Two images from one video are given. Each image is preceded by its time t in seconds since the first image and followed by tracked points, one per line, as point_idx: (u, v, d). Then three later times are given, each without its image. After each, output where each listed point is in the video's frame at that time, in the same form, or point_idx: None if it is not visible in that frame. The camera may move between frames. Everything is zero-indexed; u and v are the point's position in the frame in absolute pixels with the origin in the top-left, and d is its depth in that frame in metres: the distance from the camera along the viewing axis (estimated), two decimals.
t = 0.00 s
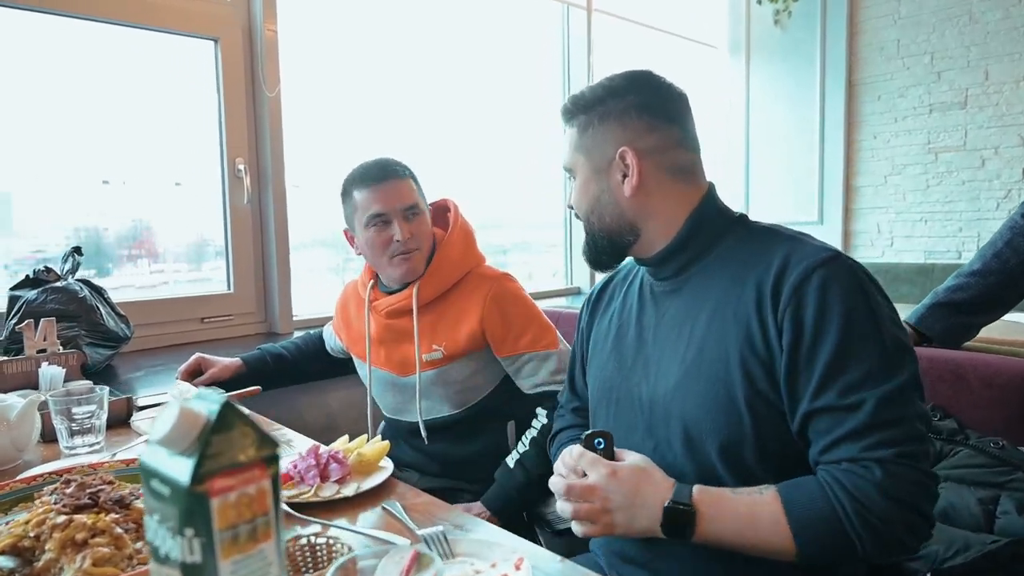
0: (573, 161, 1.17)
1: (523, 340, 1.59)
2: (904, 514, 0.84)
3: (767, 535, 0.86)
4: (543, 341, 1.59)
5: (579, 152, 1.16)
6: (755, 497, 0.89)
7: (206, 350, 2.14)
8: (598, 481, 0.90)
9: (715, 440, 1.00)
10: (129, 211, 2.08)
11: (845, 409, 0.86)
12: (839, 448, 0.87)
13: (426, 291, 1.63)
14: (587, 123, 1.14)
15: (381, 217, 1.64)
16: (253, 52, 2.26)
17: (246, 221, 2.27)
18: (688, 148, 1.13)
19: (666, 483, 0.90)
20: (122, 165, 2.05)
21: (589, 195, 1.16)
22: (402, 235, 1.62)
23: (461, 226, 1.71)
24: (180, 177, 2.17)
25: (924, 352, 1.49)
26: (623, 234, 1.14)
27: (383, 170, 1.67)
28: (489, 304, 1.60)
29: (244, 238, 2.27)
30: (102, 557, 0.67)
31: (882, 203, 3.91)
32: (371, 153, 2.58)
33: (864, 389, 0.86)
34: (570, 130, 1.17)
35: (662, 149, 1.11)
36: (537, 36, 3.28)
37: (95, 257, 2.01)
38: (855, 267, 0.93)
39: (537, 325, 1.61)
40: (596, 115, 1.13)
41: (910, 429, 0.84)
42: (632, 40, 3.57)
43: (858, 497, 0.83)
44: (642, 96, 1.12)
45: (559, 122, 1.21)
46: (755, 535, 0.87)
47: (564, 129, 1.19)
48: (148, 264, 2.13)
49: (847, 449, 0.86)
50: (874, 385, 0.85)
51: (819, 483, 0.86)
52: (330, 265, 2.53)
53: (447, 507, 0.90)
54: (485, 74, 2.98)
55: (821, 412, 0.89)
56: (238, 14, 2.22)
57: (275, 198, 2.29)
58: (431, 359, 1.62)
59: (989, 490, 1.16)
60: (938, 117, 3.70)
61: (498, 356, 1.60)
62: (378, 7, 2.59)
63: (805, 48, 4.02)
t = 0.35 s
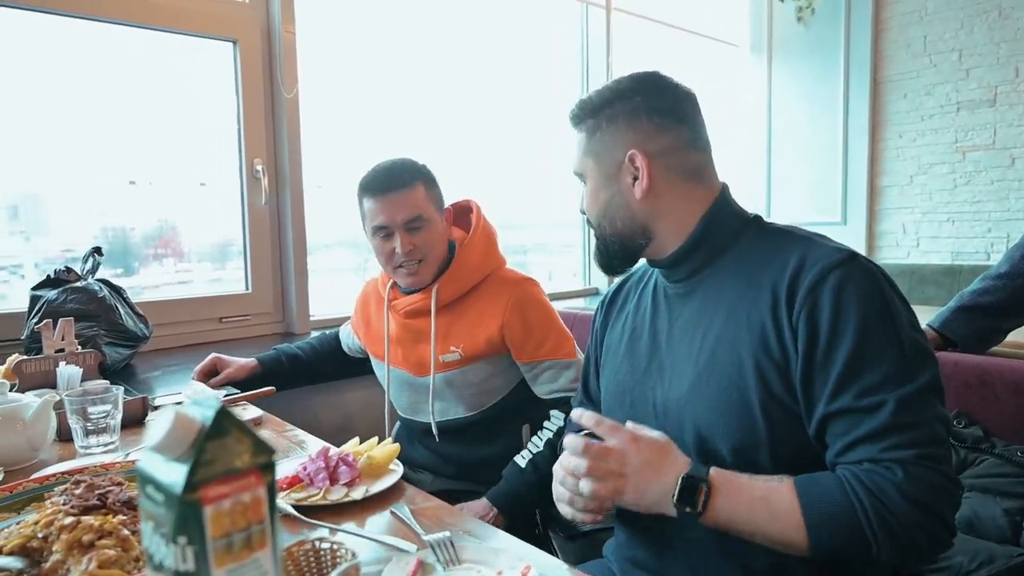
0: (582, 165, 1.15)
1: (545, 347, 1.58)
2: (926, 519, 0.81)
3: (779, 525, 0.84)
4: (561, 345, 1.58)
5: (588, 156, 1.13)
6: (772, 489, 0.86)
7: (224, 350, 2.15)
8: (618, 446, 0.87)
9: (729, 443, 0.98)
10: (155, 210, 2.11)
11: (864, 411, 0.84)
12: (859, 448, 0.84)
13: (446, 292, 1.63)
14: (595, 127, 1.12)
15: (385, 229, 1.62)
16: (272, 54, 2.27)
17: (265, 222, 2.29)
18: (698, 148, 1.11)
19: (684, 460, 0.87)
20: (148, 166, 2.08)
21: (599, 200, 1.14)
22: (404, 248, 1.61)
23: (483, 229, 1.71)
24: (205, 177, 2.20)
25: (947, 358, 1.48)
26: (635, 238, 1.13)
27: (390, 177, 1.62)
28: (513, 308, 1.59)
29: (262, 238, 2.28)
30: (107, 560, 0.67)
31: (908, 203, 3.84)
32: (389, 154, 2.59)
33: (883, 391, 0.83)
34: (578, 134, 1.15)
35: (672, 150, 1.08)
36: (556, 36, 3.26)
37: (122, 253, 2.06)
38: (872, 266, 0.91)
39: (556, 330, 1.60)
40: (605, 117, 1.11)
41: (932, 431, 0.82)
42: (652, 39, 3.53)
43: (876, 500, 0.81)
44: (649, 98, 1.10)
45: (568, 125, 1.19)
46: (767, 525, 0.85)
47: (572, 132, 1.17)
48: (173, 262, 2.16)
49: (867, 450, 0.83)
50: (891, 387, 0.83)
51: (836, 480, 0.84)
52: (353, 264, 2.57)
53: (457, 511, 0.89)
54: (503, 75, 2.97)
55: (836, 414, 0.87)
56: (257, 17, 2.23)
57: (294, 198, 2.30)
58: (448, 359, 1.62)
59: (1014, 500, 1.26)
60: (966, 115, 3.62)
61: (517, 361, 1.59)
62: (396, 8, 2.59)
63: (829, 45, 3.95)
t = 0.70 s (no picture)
0: (607, 164, 1.12)
1: (553, 345, 1.55)
2: (844, 468, 0.82)
3: (670, 448, 0.92)
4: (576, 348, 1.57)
5: (613, 154, 1.11)
6: (673, 430, 0.94)
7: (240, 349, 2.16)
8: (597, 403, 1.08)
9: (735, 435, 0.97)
10: (178, 210, 2.13)
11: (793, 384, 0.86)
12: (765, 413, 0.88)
13: (463, 290, 1.63)
14: (620, 126, 1.09)
15: (406, 221, 1.62)
16: (288, 55, 2.27)
17: (281, 222, 2.30)
18: (724, 147, 1.08)
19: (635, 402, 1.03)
20: (172, 166, 2.11)
21: (624, 198, 1.11)
22: (425, 241, 1.61)
23: (500, 230, 1.70)
24: (228, 177, 2.22)
25: (969, 364, 1.44)
26: (659, 237, 1.10)
27: (413, 171, 1.63)
28: (523, 304, 1.58)
29: (279, 238, 2.30)
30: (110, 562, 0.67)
31: (933, 203, 3.76)
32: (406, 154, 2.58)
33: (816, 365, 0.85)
34: (602, 132, 1.12)
35: (697, 149, 1.05)
36: (574, 34, 3.23)
37: (146, 252, 2.08)
38: (889, 255, 0.90)
39: (569, 330, 1.58)
40: (630, 116, 1.08)
41: (872, 383, 0.83)
42: (671, 38, 3.49)
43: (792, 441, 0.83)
44: (676, 95, 1.07)
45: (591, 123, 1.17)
46: (660, 448, 0.93)
47: (596, 131, 1.15)
48: (196, 261, 2.18)
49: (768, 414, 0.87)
50: (855, 345, 0.84)
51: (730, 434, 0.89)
52: (373, 264, 2.58)
53: (463, 516, 0.88)
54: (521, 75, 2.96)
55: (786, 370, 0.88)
56: (273, 18, 2.24)
57: (309, 199, 2.30)
58: (464, 357, 1.61)
59: None
60: (995, 112, 3.53)
61: (528, 358, 1.57)
62: (412, 8, 2.59)
63: (852, 42, 3.87)
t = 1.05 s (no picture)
0: (607, 168, 1.10)
1: (564, 339, 1.55)
2: (802, 453, 0.82)
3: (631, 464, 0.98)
4: (587, 341, 1.55)
5: (613, 160, 1.09)
6: (637, 449, 0.99)
7: (249, 349, 2.16)
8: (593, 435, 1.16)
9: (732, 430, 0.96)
10: (196, 210, 2.15)
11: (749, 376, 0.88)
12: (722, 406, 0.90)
13: (467, 290, 1.61)
14: (619, 130, 1.07)
15: (426, 214, 1.63)
16: (298, 55, 2.28)
17: (291, 222, 2.30)
18: (724, 149, 1.06)
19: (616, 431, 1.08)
20: (192, 166, 2.13)
21: (624, 203, 1.09)
22: (446, 232, 1.61)
23: (506, 229, 1.68)
24: (246, 177, 2.24)
25: (984, 368, 1.42)
26: (660, 241, 1.08)
27: (429, 167, 1.66)
28: (529, 300, 1.56)
29: (288, 239, 2.30)
30: (102, 566, 0.66)
31: (951, 202, 3.70)
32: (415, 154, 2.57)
33: (772, 358, 0.86)
34: (601, 138, 1.10)
35: (697, 153, 1.03)
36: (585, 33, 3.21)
37: (166, 252, 2.10)
38: (874, 246, 0.90)
39: (578, 323, 1.56)
40: (629, 120, 1.06)
41: (837, 368, 0.83)
42: (685, 36, 3.45)
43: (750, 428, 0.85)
44: (675, 98, 1.05)
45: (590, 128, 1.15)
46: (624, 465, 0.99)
47: (595, 136, 1.13)
48: (215, 259, 2.20)
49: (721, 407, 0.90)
50: (828, 329, 0.84)
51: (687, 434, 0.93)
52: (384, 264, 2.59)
53: (462, 520, 0.87)
54: (533, 74, 2.94)
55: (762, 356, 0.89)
56: (284, 19, 2.24)
57: (318, 199, 2.30)
58: (469, 358, 1.60)
59: None
60: (1015, 110, 3.47)
61: (538, 357, 1.56)
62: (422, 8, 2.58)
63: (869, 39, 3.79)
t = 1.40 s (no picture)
0: (603, 168, 1.09)
1: (560, 338, 1.53)
2: (785, 444, 0.81)
3: (625, 463, 0.98)
4: (581, 338, 1.52)
5: (608, 161, 1.08)
6: (635, 447, 0.99)
7: (250, 348, 2.16)
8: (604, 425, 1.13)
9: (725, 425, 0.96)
10: (201, 209, 2.15)
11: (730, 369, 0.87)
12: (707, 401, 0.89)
13: (466, 290, 1.60)
14: (614, 131, 1.06)
15: (428, 212, 1.61)
16: (299, 53, 2.27)
17: (293, 220, 2.29)
18: (720, 145, 1.04)
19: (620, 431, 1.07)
20: (198, 166, 2.13)
21: (622, 203, 1.08)
22: (448, 232, 1.60)
23: (505, 226, 1.67)
24: (252, 177, 2.24)
25: (990, 368, 1.39)
26: (659, 239, 1.06)
27: (431, 166, 1.65)
28: (526, 297, 1.56)
29: (290, 238, 2.29)
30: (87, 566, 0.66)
31: (959, 201, 3.66)
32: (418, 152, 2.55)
33: (752, 350, 0.85)
34: (596, 139, 1.09)
35: (693, 150, 1.02)
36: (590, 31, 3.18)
37: (172, 252, 2.11)
38: (856, 235, 0.88)
39: (576, 320, 1.54)
40: (623, 121, 1.05)
41: (816, 358, 0.81)
42: (690, 34, 3.43)
43: (732, 423, 0.83)
44: (667, 97, 1.04)
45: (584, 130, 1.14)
46: (619, 464, 0.99)
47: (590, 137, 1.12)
48: (222, 259, 2.21)
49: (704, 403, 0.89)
50: (807, 319, 0.83)
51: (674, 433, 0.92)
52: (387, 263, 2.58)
53: (456, 521, 0.86)
54: (537, 72, 2.92)
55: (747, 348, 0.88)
56: (285, 17, 2.23)
57: (320, 197, 2.29)
58: (468, 357, 1.59)
59: None
60: None
61: (533, 354, 1.55)
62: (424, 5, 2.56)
63: (876, 37, 3.76)
